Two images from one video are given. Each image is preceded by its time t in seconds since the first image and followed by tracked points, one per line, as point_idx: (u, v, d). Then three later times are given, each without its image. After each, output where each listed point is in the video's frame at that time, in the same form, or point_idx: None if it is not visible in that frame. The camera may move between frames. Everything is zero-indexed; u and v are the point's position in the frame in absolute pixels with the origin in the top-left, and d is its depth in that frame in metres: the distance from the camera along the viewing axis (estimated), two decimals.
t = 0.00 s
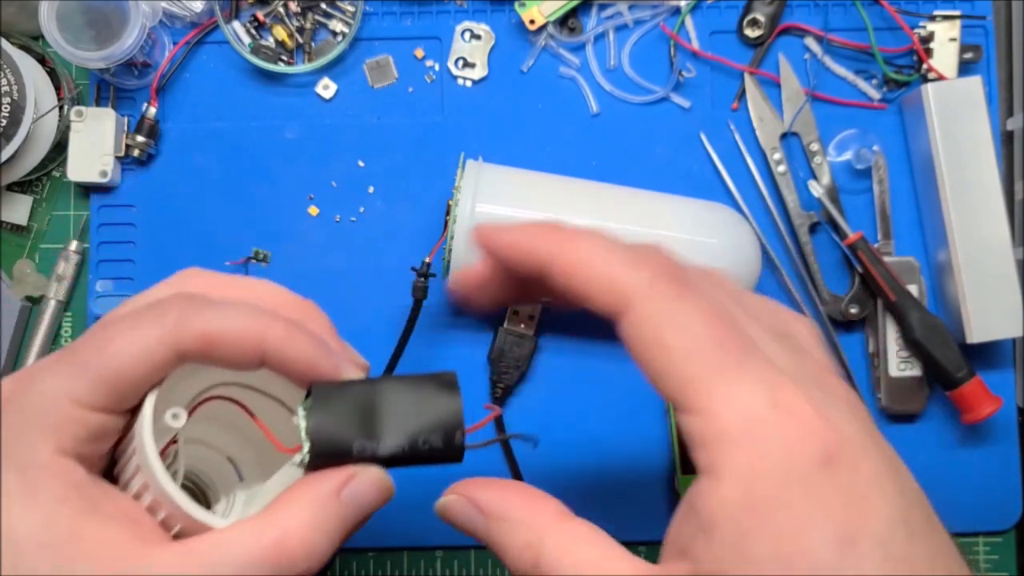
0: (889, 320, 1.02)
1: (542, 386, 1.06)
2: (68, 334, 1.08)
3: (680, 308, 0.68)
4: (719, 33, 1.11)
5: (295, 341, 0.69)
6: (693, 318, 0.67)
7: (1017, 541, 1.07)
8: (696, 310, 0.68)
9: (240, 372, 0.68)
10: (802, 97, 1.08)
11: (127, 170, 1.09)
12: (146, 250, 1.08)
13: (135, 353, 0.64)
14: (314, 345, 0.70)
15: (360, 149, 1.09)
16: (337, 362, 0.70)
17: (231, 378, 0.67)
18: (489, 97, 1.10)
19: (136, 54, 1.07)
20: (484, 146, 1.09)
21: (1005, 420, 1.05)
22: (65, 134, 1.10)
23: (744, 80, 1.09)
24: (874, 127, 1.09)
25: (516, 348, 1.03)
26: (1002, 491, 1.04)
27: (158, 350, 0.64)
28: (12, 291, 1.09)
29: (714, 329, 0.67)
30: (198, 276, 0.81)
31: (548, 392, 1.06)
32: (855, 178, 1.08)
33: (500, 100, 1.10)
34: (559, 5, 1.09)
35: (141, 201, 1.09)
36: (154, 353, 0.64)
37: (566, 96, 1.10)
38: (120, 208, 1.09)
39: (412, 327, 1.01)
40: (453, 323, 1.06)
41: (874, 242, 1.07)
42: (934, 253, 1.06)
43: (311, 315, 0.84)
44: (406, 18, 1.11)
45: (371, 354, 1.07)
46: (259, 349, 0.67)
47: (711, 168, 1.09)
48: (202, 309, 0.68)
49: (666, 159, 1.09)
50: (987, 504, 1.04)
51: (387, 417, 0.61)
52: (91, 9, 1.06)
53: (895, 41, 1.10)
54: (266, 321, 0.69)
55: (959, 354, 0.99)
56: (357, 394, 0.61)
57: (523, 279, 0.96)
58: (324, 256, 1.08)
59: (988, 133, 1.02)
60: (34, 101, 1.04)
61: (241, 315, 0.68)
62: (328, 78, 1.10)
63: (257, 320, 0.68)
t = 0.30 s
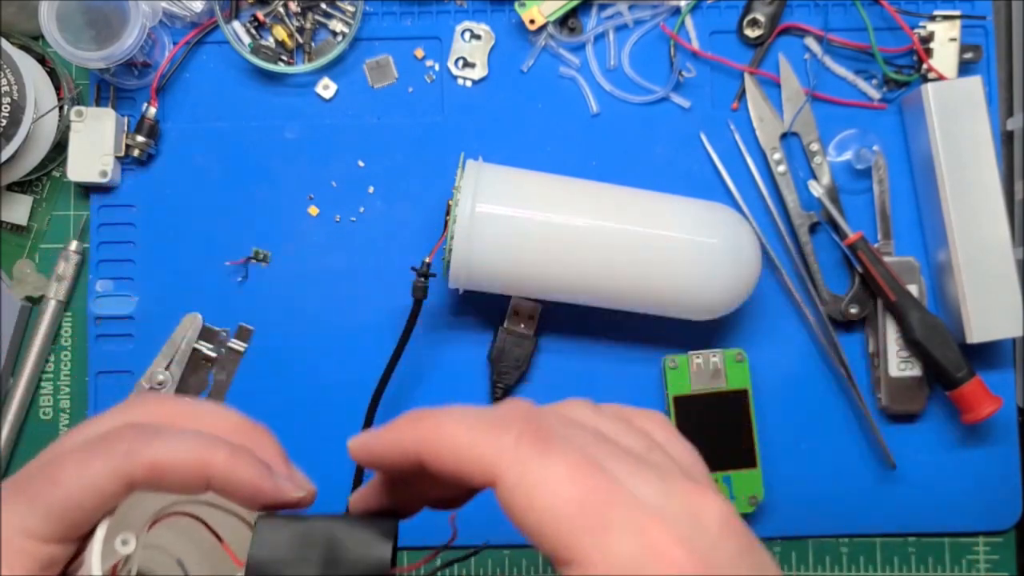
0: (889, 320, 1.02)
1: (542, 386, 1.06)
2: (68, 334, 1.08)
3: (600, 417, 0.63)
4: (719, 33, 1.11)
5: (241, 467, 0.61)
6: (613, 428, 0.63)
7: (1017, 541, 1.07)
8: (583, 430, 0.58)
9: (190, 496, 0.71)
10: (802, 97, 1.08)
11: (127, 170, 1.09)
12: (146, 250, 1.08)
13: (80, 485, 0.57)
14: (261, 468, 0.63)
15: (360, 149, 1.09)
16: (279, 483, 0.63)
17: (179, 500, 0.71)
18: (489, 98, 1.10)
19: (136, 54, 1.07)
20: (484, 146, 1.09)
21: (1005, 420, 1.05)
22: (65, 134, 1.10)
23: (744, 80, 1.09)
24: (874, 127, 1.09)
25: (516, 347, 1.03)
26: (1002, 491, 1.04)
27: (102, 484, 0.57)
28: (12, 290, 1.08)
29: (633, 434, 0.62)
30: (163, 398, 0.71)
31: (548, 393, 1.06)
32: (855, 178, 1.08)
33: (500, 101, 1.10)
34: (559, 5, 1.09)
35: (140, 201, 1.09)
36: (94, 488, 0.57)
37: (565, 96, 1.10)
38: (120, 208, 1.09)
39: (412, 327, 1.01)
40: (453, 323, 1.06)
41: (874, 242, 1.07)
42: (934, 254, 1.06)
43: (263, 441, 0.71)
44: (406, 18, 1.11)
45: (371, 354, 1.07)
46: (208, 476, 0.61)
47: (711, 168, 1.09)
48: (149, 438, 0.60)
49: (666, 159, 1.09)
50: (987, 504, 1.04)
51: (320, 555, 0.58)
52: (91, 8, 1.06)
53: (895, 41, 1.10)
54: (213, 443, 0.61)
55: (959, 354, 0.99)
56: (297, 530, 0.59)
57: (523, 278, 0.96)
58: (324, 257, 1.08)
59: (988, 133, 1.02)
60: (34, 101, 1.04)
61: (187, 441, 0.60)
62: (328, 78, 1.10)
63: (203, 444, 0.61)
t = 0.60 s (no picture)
0: (889, 320, 1.02)
1: (542, 386, 1.06)
2: (68, 334, 1.09)
3: (596, 464, 0.68)
4: (719, 33, 1.11)
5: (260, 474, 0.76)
6: (605, 477, 0.67)
7: (1017, 541, 1.07)
8: (575, 484, 0.63)
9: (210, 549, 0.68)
10: (802, 97, 1.08)
11: (127, 170, 1.09)
12: (146, 251, 1.08)
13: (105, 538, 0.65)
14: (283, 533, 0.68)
15: (360, 149, 1.09)
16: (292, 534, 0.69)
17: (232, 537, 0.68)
18: (489, 98, 1.10)
19: (136, 54, 1.07)
20: (484, 146, 1.09)
21: (1005, 420, 1.05)
22: (65, 134, 1.10)
23: (744, 80, 1.09)
24: (874, 127, 1.09)
25: (516, 347, 1.03)
26: (1002, 491, 1.04)
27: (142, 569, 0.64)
28: (12, 290, 1.08)
29: (625, 484, 0.67)
30: (161, 445, 0.75)
31: (548, 393, 1.06)
32: (855, 178, 1.08)
33: (500, 101, 1.10)
34: (559, 5, 1.09)
35: (140, 201, 1.09)
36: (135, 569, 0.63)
37: (565, 96, 1.10)
38: (120, 208, 1.09)
39: (413, 327, 1.01)
40: (453, 323, 1.06)
41: (874, 242, 1.07)
42: (934, 254, 1.06)
43: (269, 477, 0.77)
44: (406, 19, 1.11)
45: (372, 355, 1.07)
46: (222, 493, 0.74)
47: (711, 168, 1.09)
48: (177, 519, 0.65)
49: (666, 159, 1.09)
50: (988, 504, 1.04)
51: None
52: (91, 8, 1.06)
53: (895, 41, 1.10)
54: (240, 516, 0.66)
55: (959, 354, 0.99)
56: None
57: (523, 278, 0.96)
58: (324, 257, 1.08)
59: (988, 133, 1.01)
60: (34, 101, 1.04)
61: (212, 517, 0.66)
62: (328, 78, 1.10)
63: (230, 518, 0.66)
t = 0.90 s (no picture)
0: (889, 320, 1.02)
1: (542, 386, 1.06)
2: (68, 334, 1.09)
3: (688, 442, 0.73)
4: (719, 33, 1.11)
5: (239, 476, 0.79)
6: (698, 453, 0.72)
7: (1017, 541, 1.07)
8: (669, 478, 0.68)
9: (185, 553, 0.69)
10: (802, 97, 1.08)
11: (127, 170, 1.09)
12: (146, 251, 1.08)
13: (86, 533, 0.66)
14: (262, 535, 0.70)
15: (360, 149, 1.09)
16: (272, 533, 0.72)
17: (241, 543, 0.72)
18: (489, 98, 1.10)
19: (136, 54, 1.07)
20: (484, 146, 1.09)
21: (1005, 420, 1.05)
22: (65, 134, 1.10)
23: (744, 80, 1.09)
24: (874, 127, 1.09)
25: (516, 347, 1.03)
26: (1002, 491, 1.04)
27: (117, 568, 0.64)
28: (12, 290, 1.08)
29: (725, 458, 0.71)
30: (136, 444, 0.77)
31: (548, 393, 1.06)
32: (855, 178, 1.08)
33: (500, 101, 1.10)
34: (559, 5, 1.09)
35: (140, 201, 1.09)
36: (110, 569, 0.64)
37: (565, 96, 1.10)
38: (121, 209, 1.09)
39: (413, 327, 1.01)
40: (453, 323, 1.06)
41: (874, 242, 1.07)
42: (934, 254, 1.06)
43: (244, 475, 0.79)
44: (406, 19, 1.11)
45: (371, 355, 1.07)
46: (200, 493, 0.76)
47: (711, 168, 1.09)
48: (159, 520, 0.67)
49: (666, 159, 1.09)
50: (987, 504, 1.04)
51: None
52: (91, 8, 1.06)
53: (895, 41, 1.10)
54: (220, 519, 0.68)
55: (959, 354, 0.99)
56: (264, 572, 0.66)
57: (524, 278, 0.96)
58: (324, 257, 1.08)
59: (988, 133, 1.01)
60: (34, 101, 1.04)
61: (192, 518, 0.68)
62: (328, 78, 1.10)
63: (211, 520, 0.68)
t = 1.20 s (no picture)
0: (889, 320, 1.02)
1: (542, 386, 1.06)
2: (68, 334, 1.09)
3: None
4: (719, 33, 1.11)
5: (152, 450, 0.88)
6: None
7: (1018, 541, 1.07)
8: None
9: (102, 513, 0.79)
10: (802, 97, 1.08)
11: (127, 170, 1.09)
12: (145, 251, 1.08)
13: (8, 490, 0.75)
14: (165, 484, 0.80)
15: (360, 149, 1.09)
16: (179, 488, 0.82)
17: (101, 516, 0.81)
18: (489, 98, 1.10)
19: (135, 54, 1.07)
20: (484, 146, 1.09)
21: (1006, 420, 1.05)
22: (65, 134, 1.10)
23: (744, 80, 1.09)
24: (874, 127, 1.09)
25: (516, 347, 1.03)
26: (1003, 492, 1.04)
27: (23, 514, 0.74)
28: (12, 290, 1.08)
29: None
30: (61, 427, 0.84)
31: (548, 393, 1.06)
32: (855, 178, 1.08)
33: (499, 101, 1.10)
34: (559, 5, 1.09)
35: (140, 201, 1.09)
36: (17, 516, 0.74)
37: (565, 96, 1.10)
38: (121, 209, 1.09)
39: (413, 327, 1.01)
40: (453, 323, 1.06)
41: (874, 242, 1.07)
42: (934, 254, 1.06)
43: (164, 454, 0.88)
44: (406, 18, 1.11)
45: (371, 355, 1.07)
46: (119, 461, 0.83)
47: (711, 168, 1.09)
48: (57, 472, 0.76)
49: (666, 158, 1.09)
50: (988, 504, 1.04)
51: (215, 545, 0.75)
52: (91, 8, 1.06)
53: (895, 41, 1.10)
54: (120, 469, 0.78)
55: (959, 354, 0.99)
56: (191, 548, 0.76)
57: (523, 278, 0.96)
58: (323, 257, 1.08)
59: (988, 133, 1.01)
60: (34, 101, 1.04)
61: (93, 470, 0.77)
62: (327, 78, 1.10)
63: (111, 470, 0.78)
